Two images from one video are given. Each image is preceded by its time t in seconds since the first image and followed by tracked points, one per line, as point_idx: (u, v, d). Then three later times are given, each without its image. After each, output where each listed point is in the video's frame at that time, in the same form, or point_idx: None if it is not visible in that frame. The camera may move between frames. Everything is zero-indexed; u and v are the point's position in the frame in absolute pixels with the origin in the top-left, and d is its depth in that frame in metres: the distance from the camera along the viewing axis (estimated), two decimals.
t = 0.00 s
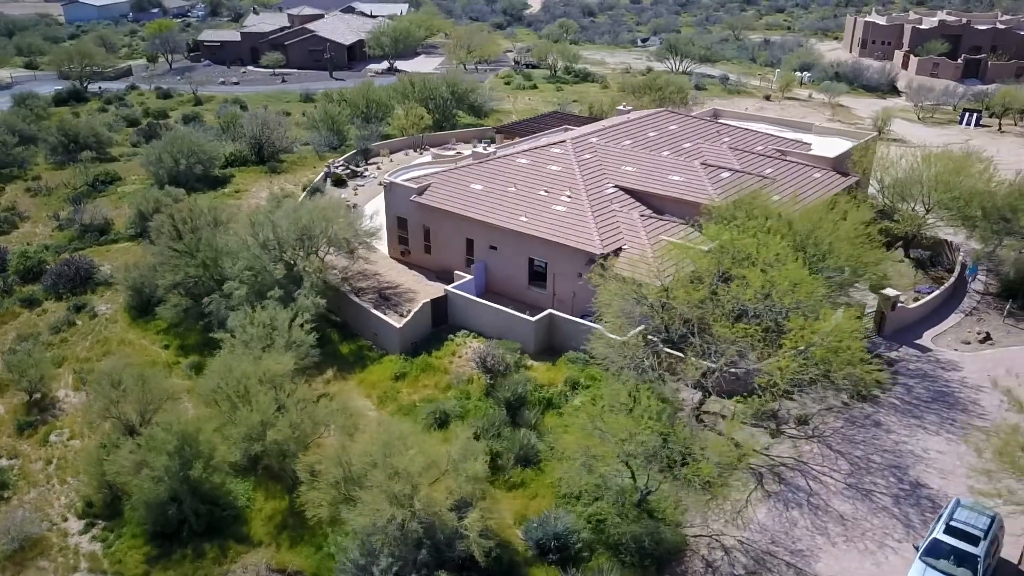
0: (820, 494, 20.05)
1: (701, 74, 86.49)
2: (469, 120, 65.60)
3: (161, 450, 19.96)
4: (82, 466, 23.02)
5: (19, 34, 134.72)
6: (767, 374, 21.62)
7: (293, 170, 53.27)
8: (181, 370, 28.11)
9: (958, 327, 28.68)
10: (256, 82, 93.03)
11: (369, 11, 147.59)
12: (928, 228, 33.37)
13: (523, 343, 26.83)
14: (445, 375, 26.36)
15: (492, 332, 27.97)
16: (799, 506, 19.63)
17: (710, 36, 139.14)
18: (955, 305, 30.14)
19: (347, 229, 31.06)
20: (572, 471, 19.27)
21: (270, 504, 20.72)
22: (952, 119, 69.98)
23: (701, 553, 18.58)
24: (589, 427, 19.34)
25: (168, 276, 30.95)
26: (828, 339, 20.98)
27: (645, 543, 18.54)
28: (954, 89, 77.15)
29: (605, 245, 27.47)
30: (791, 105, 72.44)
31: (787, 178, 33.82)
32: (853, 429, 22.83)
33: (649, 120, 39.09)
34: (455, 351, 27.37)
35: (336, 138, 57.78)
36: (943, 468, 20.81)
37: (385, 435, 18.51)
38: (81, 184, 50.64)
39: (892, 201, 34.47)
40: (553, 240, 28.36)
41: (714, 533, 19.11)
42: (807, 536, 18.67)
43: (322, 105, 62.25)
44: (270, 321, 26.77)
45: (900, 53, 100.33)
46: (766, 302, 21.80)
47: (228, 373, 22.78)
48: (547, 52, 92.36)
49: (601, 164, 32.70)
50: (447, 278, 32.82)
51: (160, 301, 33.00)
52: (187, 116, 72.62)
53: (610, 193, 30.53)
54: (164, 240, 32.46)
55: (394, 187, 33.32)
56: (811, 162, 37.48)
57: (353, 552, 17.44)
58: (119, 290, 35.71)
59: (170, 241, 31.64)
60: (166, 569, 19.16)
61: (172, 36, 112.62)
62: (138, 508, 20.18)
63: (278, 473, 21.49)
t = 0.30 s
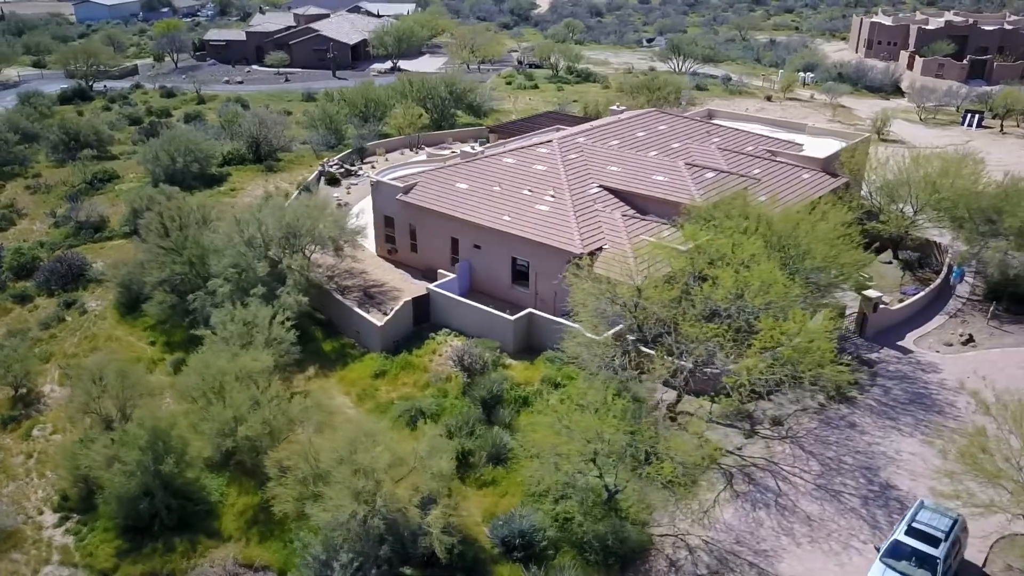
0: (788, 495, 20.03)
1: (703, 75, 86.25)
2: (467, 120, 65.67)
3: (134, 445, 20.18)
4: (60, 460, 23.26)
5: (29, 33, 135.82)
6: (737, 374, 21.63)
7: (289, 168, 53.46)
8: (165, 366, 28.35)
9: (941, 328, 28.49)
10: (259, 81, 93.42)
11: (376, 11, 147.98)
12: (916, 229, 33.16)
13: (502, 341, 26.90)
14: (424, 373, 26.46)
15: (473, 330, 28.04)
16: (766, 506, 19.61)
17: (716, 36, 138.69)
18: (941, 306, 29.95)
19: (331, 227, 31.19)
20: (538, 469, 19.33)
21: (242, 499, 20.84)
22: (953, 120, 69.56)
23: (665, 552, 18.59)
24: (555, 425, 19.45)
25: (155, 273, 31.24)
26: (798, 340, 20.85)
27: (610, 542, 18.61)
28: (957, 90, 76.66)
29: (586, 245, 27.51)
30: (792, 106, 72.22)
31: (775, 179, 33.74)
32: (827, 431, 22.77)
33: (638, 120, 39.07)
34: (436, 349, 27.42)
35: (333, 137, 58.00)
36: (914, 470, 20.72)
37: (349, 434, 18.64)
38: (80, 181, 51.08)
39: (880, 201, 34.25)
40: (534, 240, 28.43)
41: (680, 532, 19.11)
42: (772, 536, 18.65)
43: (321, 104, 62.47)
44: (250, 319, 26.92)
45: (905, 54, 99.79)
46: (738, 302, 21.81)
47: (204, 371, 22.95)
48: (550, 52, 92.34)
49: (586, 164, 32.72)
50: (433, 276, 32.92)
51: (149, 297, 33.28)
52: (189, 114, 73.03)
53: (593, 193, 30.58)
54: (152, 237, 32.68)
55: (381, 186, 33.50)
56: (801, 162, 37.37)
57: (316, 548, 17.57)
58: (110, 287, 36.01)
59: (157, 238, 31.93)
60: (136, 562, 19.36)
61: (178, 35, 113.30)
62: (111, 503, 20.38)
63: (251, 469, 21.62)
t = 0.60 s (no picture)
0: (756, 495, 20.02)
1: (706, 75, 86.04)
2: (466, 120, 65.79)
3: (106, 440, 20.40)
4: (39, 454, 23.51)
5: (40, 32, 136.86)
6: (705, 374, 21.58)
7: (286, 166, 53.76)
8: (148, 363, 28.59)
9: (925, 330, 28.34)
10: (263, 81, 93.90)
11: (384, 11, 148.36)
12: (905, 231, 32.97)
13: (481, 340, 26.97)
14: (403, 372, 26.59)
15: (453, 329, 28.10)
16: (733, 507, 19.62)
17: (723, 36, 138.29)
18: (925, 308, 29.77)
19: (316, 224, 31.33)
20: (504, 468, 19.38)
21: (215, 494, 21.01)
22: (956, 121, 69.12)
23: (629, 551, 18.63)
24: (521, 422, 19.54)
25: (142, 270, 31.49)
26: (767, 342, 20.81)
27: (574, 540, 18.64)
28: (962, 90, 76.11)
29: (566, 245, 27.56)
30: (793, 106, 71.98)
31: (762, 180, 33.66)
32: (801, 432, 22.70)
33: (628, 119, 39.06)
34: (416, 347, 27.53)
35: (331, 136, 58.22)
36: (884, 471, 20.63)
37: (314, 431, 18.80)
38: (79, 179, 51.49)
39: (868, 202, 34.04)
40: (516, 239, 28.50)
41: (646, 532, 19.13)
42: (737, 536, 18.65)
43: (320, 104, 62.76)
44: (231, 316, 27.13)
45: (912, 55, 99.18)
46: (709, 303, 21.84)
47: (180, 367, 23.18)
48: (553, 51, 92.36)
49: (572, 163, 32.74)
50: (419, 275, 33.03)
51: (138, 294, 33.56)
52: (192, 113, 73.53)
53: (577, 193, 30.62)
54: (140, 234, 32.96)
55: (367, 185, 33.65)
56: (790, 163, 37.26)
57: (279, 543, 17.68)
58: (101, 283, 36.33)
59: (145, 236, 32.19)
60: (106, 556, 19.52)
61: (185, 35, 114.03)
62: (84, 496, 20.58)
63: (225, 464, 21.78)
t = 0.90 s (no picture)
0: (725, 496, 19.98)
1: (710, 75, 85.69)
2: (466, 120, 65.84)
3: (81, 434, 20.62)
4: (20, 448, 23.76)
5: (52, 31, 138.21)
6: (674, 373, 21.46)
7: (284, 164, 54.03)
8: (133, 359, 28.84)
9: (909, 332, 28.12)
10: (269, 79, 94.39)
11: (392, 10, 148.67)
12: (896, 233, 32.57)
13: (462, 339, 27.03)
14: (383, 369, 26.68)
15: (435, 327, 28.18)
16: (701, 507, 19.59)
17: (731, 36, 137.58)
18: (912, 310, 29.50)
19: (301, 222, 31.48)
20: (472, 466, 19.42)
21: (188, 489, 21.17)
22: (960, 123, 68.44)
23: (594, 550, 18.64)
24: (487, 420, 19.62)
25: (131, 267, 31.79)
26: (736, 343, 20.61)
27: (539, 539, 18.65)
28: (968, 92, 75.39)
29: (547, 244, 27.58)
30: (796, 107, 71.58)
31: (751, 181, 33.56)
32: (776, 433, 22.60)
33: (619, 120, 39.00)
34: (398, 345, 27.63)
35: (330, 135, 58.42)
36: (856, 474, 20.52)
37: (282, 428, 18.95)
38: (79, 177, 51.97)
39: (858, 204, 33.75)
40: (498, 239, 28.55)
41: (612, 531, 19.12)
42: (702, 537, 18.62)
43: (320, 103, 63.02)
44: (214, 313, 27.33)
45: (920, 56, 98.34)
46: (682, 303, 21.76)
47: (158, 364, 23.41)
48: (557, 51, 92.27)
49: (558, 163, 32.72)
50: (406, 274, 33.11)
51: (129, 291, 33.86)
52: (196, 112, 74.04)
53: (562, 193, 30.63)
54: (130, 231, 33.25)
55: (356, 183, 33.80)
56: (781, 164, 37.10)
57: (244, 538, 17.80)
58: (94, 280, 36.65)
59: (135, 233, 32.45)
60: (77, 548, 19.70)
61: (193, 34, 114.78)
62: (59, 490, 20.79)
63: (200, 460, 21.94)
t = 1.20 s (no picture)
0: (696, 497, 19.93)
1: (717, 76, 85.38)
2: (469, 119, 65.97)
3: (59, 427, 20.87)
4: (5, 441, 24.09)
5: (67, 30, 139.77)
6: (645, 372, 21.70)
7: (285, 162, 54.39)
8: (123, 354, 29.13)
9: (896, 335, 27.90)
10: (277, 78, 94.99)
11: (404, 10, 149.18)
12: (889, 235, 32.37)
13: (446, 337, 27.12)
14: (367, 367, 26.81)
15: (420, 325, 28.28)
16: (672, 508, 19.55)
17: (742, 37, 136.83)
18: (901, 313, 29.31)
19: (292, 221, 31.73)
20: (442, 463, 19.51)
21: (166, 483, 21.38)
22: (968, 125, 67.77)
23: (562, 549, 18.67)
24: (459, 418, 19.71)
25: (123, 263, 32.08)
26: (708, 343, 20.61)
27: (508, 537, 18.70)
28: (977, 93, 74.65)
29: (532, 243, 27.63)
30: (802, 108, 71.15)
31: (742, 182, 33.44)
32: (753, 435, 22.51)
33: (613, 119, 38.93)
34: (382, 343, 27.77)
35: (332, 134, 58.68)
36: (830, 477, 20.41)
37: (254, 423, 19.09)
38: (83, 174, 52.57)
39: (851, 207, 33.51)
40: (484, 238, 28.64)
41: (581, 530, 19.14)
42: (670, 537, 18.61)
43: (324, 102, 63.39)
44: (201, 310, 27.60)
45: (931, 57, 97.47)
46: (658, 304, 21.83)
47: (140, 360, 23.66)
48: (564, 51, 92.21)
49: (548, 163, 32.72)
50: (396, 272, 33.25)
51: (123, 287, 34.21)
52: (203, 110, 74.63)
53: (550, 193, 30.66)
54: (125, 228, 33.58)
55: (348, 182, 33.97)
56: (775, 165, 36.94)
57: (212, 532, 17.95)
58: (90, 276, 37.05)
59: (128, 230, 32.73)
60: (53, 539, 19.95)
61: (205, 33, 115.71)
62: (37, 482, 21.06)
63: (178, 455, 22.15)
